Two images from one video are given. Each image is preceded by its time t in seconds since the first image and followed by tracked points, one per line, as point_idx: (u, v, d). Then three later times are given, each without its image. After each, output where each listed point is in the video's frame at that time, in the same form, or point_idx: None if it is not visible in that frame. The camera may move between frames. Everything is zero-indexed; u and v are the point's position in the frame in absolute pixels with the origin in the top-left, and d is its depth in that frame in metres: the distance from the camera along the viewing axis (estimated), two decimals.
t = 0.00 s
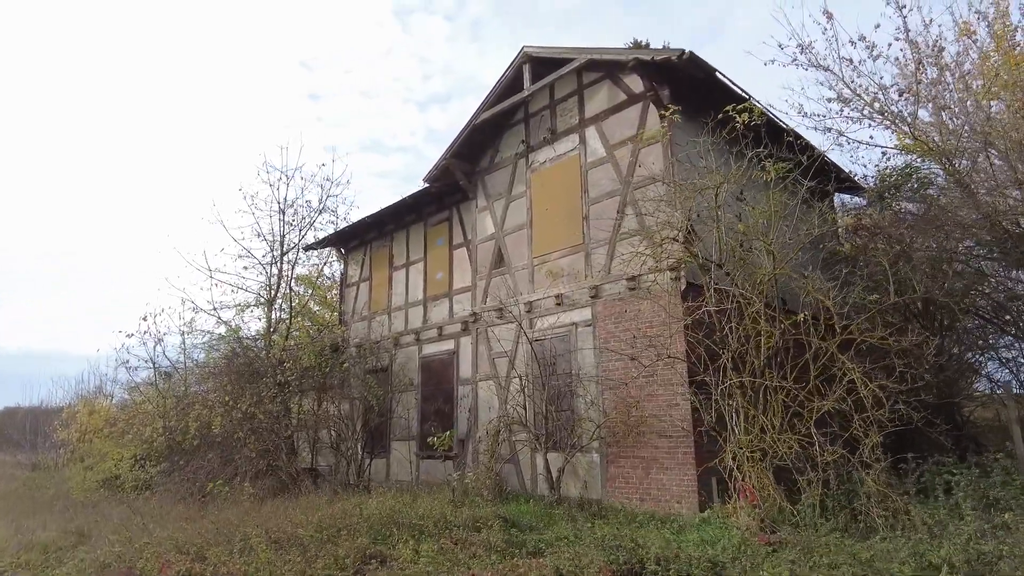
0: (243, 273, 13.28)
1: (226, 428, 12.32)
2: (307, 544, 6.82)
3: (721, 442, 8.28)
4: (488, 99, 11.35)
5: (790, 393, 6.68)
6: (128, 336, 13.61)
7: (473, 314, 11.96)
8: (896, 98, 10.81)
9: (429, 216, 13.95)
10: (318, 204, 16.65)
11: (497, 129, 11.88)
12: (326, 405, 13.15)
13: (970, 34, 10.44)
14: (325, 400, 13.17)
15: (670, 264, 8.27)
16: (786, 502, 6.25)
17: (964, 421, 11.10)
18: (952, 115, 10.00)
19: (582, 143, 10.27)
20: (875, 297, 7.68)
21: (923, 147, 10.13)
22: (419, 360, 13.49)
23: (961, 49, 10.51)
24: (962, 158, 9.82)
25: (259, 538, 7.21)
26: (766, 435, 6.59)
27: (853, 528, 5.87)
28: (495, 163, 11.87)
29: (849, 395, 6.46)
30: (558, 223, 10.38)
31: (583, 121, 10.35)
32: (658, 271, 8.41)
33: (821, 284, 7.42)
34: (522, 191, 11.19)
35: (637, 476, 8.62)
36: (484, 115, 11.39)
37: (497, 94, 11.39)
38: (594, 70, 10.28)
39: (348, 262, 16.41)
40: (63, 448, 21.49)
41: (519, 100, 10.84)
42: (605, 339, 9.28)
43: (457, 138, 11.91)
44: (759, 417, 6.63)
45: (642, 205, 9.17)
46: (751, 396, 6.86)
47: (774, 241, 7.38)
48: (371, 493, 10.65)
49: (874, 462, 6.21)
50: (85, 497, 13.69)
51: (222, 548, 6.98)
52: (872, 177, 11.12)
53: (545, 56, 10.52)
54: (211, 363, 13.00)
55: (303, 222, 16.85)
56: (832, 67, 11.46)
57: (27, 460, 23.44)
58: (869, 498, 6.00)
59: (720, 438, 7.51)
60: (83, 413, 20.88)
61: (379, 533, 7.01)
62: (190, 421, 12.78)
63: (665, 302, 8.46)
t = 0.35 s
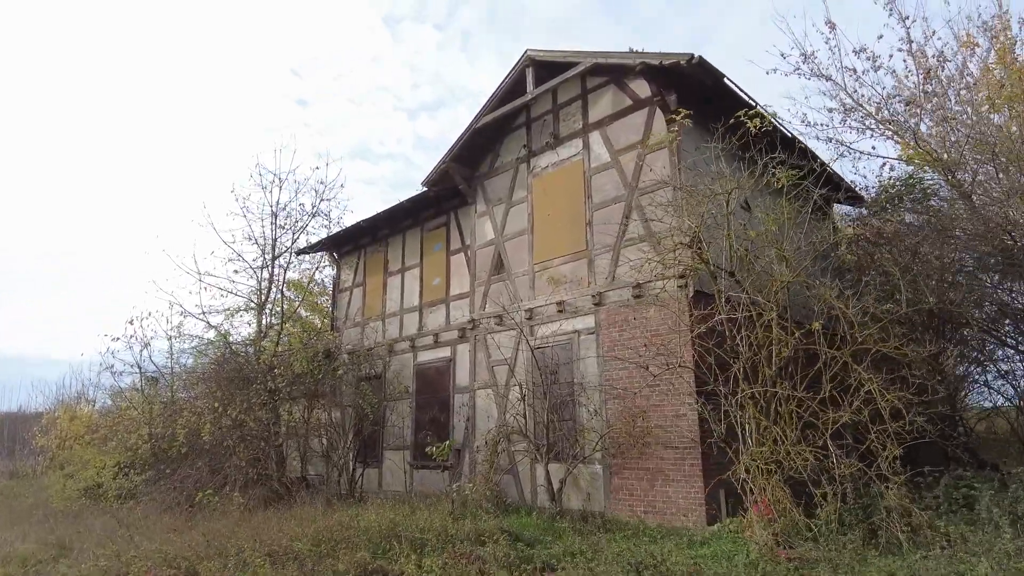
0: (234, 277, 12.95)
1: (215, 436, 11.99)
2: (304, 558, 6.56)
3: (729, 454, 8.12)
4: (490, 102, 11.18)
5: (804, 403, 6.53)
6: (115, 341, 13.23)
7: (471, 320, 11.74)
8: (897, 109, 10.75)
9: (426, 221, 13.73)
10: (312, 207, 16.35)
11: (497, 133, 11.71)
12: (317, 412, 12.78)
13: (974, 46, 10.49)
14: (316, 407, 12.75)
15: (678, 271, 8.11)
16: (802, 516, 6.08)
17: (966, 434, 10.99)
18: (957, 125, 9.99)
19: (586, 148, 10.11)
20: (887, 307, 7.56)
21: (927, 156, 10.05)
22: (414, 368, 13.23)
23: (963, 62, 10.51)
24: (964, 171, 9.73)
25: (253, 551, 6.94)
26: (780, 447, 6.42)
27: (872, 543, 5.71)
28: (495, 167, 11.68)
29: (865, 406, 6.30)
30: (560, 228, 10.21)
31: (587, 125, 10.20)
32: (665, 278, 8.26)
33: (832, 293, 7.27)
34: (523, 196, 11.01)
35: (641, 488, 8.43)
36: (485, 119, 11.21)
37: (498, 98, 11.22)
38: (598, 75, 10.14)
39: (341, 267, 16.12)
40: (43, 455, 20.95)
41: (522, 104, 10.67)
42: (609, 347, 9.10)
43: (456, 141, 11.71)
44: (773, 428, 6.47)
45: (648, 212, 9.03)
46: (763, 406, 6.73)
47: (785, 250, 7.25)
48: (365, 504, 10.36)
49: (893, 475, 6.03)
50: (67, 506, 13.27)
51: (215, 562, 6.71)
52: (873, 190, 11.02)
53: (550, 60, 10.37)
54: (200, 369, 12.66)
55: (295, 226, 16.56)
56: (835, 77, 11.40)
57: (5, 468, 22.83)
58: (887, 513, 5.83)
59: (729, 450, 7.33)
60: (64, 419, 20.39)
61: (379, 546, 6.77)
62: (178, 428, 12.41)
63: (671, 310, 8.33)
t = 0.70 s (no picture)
0: (226, 276, 12.63)
1: (206, 440, 11.67)
2: (306, 568, 6.31)
3: (740, 459, 7.98)
4: (492, 100, 10.99)
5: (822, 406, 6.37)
6: (103, 342, 12.87)
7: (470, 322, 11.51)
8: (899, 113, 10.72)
9: (424, 220, 13.50)
10: (305, 206, 16.04)
11: (499, 131, 11.52)
12: (310, 416, 12.54)
13: (978, 49, 10.51)
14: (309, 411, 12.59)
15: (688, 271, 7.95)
16: (822, 522, 5.91)
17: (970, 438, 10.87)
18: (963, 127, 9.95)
19: (591, 146, 9.94)
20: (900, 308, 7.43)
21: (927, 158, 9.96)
22: (411, 370, 12.97)
23: (964, 68, 10.57)
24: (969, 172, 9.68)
25: (252, 561, 6.67)
26: (798, 451, 6.26)
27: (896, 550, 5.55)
28: (496, 166, 11.49)
29: (885, 408, 6.14)
30: (564, 228, 10.01)
31: (592, 124, 10.03)
32: (673, 279, 8.11)
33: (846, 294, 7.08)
34: (525, 196, 10.80)
35: (649, 493, 8.26)
36: (487, 117, 11.02)
37: (500, 95, 11.04)
38: (603, 72, 9.99)
39: (335, 267, 15.82)
40: (25, 460, 20.44)
41: (525, 101, 10.49)
42: (615, 349, 8.91)
43: (457, 139, 11.52)
44: (790, 431, 6.31)
45: (655, 212, 8.87)
46: (779, 409, 6.57)
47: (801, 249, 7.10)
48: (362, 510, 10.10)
49: (916, 479, 5.85)
50: (51, 513, 12.87)
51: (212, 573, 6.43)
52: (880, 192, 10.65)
53: (554, 57, 10.21)
54: (191, 370, 12.33)
55: (288, 225, 16.24)
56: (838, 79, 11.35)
57: None
58: (911, 519, 5.66)
59: (742, 454, 7.17)
60: (48, 423, 19.89)
61: (383, 555, 6.52)
62: (168, 432, 12.07)
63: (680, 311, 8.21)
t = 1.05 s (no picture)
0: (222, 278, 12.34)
1: (202, 447, 11.36)
2: None
3: (759, 465, 7.83)
4: (496, 98, 10.77)
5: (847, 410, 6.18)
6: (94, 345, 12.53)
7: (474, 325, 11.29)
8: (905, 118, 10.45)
9: (425, 221, 13.26)
10: (302, 207, 15.72)
11: (503, 130, 11.29)
12: (308, 421, 12.24)
13: (990, 48, 10.43)
14: (306, 417, 12.12)
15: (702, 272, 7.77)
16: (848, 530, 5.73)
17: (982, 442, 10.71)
18: (975, 126, 9.83)
19: (598, 145, 9.74)
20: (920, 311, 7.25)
21: (938, 158, 9.57)
22: (411, 374, 12.69)
23: (976, 68, 10.41)
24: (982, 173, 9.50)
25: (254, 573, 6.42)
26: (822, 456, 6.08)
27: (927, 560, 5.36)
28: (499, 165, 11.26)
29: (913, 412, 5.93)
30: (571, 228, 9.80)
31: (599, 122, 9.83)
32: (686, 280, 7.94)
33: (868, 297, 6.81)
34: (530, 196, 10.59)
35: (662, 500, 8.06)
36: (491, 115, 10.80)
37: (504, 93, 10.83)
38: (611, 69, 9.80)
39: (333, 269, 15.51)
40: (12, 467, 19.98)
41: (530, 99, 10.28)
42: (626, 352, 8.70)
43: (460, 138, 11.28)
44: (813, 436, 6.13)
45: (666, 211, 8.68)
46: (799, 414, 6.42)
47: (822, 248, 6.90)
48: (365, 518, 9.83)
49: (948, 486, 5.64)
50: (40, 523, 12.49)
51: None
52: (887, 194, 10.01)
53: (560, 54, 10.01)
54: (185, 374, 12.01)
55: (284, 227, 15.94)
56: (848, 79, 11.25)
57: None
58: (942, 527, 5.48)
59: (761, 460, 6.99)
60: (35, 429, 19.45)
61: (392, 567, 6.28)
62: (162, 439, 11.75)
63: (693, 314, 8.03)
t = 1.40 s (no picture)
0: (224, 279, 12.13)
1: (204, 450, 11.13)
2: None
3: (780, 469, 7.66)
4: (507, 95, 10.60)
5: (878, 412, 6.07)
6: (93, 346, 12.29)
7: (483, 326, 11.10)
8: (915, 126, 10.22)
9: (432, 221, 13.07)
10: (305, 207, 15.50)
11: (513, 128, 11.12)
12: (312, 425, 12.02)
13: (1007, 47, 10.32)
14: (308, 419, 12.03)
15: (723, 272, 7.60)
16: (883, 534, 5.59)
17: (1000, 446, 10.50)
18: (995, 125, 9.69)
19: (612, 142, 9.58)
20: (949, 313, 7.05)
21: (956, 158, 9.38)
22: (417, 376, 12.47)
23: (993, 67, 10.28)
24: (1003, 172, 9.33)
25: None
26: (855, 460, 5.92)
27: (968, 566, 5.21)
28: (510, 164, 11.08)
29: (950, 414, 5.78)
30: (584, 227, 9.63)
31: (613, 119, 9.68)
32: (704, 280, 7.80)
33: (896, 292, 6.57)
34: (542, 194, 10.41)
35: (681, 505, 7.88)
36: (502, 113, 10.63)
37: (516, 91, 10.66)
38: (626, 66, 9.65)
39: (336, 270, 15.29)
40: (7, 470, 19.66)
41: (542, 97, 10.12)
42: (642, 353, 8.52)
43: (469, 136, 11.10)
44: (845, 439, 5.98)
45: (683, 210, 8.53)
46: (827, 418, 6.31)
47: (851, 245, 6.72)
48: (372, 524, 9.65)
49: (989, 490, 5.48)
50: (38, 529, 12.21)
51: None
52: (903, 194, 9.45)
53: (574, 51, 9.86)
54: (187, 376, 11.77)
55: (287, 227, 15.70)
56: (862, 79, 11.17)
57: None
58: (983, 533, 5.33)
59: (786, 464, 6.82)
60: (31, 432, 19.14)
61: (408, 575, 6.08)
62: (164, 442, 11.52)
63: (713, 315, 7.90)
